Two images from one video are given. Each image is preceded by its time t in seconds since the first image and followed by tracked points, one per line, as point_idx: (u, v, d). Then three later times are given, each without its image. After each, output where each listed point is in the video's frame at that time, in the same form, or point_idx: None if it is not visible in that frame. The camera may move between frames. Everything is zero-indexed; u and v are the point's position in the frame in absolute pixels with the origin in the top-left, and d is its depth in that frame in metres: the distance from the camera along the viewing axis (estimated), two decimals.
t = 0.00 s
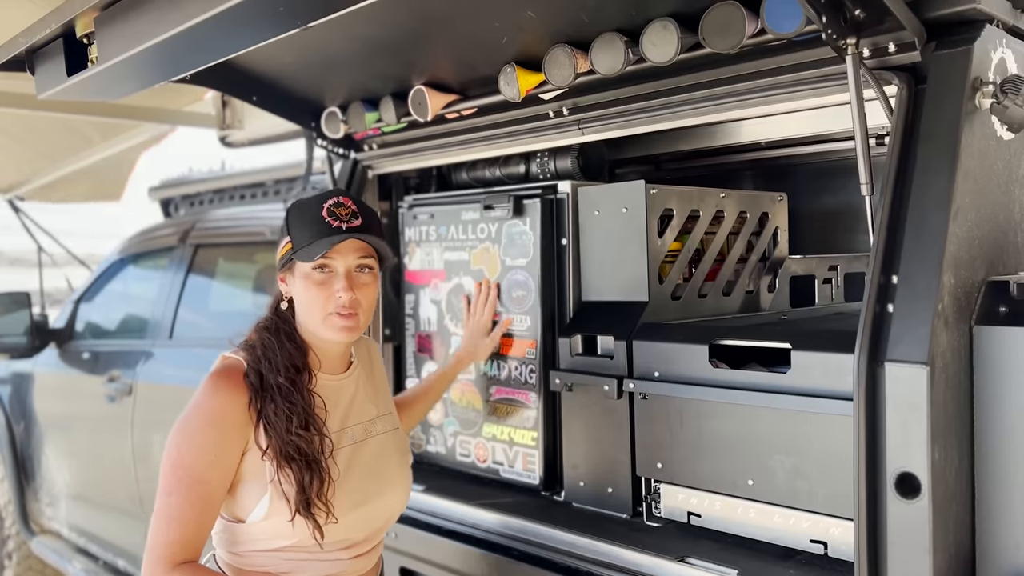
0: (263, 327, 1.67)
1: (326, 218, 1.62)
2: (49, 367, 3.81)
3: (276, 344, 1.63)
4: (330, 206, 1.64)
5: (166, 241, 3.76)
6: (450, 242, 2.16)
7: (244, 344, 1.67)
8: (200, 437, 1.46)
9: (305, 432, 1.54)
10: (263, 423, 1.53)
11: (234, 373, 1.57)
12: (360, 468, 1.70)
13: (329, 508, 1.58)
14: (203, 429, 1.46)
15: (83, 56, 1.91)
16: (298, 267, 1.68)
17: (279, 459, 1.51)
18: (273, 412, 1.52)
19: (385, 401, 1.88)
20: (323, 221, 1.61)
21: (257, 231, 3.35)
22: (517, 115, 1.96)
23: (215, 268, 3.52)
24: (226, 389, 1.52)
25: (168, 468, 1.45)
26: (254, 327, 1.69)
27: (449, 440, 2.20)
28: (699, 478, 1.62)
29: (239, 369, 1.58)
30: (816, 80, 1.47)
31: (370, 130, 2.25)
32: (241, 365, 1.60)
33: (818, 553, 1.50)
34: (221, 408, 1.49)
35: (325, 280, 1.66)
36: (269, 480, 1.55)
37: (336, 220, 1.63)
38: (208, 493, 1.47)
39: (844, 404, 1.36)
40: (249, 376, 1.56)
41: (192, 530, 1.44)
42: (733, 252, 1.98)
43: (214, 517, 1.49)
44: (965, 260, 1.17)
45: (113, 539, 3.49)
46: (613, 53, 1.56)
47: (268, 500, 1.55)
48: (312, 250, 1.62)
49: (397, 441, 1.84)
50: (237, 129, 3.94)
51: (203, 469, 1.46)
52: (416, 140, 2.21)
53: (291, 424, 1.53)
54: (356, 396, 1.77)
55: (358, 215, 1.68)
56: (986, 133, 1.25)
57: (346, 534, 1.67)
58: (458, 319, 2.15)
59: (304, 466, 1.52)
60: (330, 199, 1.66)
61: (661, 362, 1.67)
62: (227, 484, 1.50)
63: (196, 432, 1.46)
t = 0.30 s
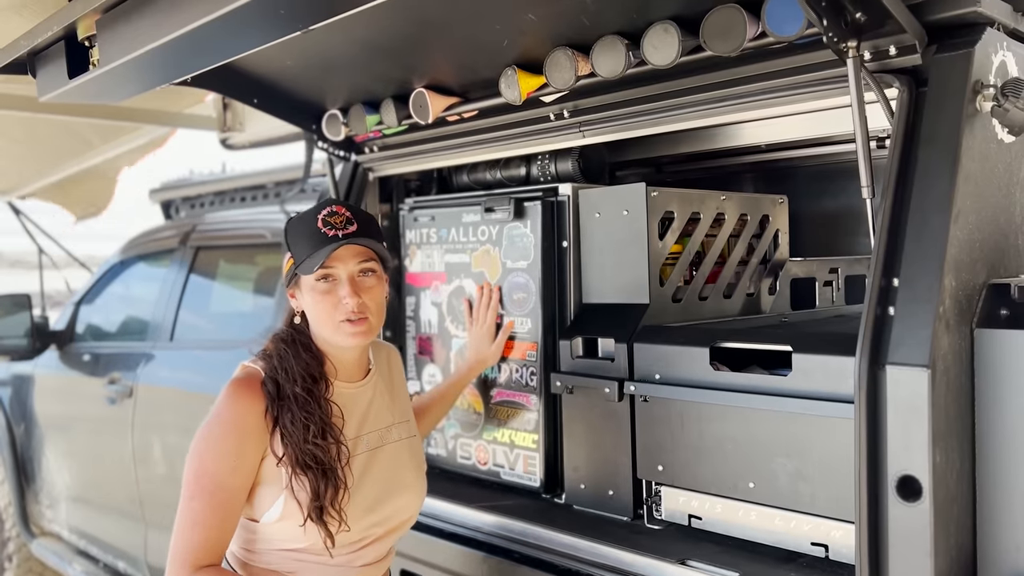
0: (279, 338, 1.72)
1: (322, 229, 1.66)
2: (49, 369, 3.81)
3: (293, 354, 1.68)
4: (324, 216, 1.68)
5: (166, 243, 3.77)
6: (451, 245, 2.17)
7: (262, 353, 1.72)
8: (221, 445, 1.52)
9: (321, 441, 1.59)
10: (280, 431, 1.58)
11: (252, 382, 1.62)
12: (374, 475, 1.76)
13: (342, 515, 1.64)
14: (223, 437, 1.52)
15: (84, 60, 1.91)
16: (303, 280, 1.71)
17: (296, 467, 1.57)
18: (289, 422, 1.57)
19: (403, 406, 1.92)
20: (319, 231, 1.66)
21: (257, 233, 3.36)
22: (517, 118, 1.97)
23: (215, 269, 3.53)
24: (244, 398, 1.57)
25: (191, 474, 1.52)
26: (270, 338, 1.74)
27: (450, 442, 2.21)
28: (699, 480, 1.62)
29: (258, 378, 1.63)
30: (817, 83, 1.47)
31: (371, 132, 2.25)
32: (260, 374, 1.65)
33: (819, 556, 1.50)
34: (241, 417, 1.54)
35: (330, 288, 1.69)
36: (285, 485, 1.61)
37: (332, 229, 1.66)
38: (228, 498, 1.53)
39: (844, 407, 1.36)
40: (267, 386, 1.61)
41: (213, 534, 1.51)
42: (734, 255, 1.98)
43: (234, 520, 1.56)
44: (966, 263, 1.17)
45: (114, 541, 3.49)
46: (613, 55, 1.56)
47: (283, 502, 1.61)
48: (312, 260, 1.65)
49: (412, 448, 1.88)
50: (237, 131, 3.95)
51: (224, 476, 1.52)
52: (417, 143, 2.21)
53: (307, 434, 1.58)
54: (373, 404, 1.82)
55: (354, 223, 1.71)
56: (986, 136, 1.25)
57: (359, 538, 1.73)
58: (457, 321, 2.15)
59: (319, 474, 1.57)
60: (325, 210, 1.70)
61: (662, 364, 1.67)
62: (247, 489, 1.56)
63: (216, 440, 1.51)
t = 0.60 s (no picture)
0: (290, 339, 1.74)
1: (330, 232, 1.68)
2: (49, 372, 3.81)
3: (302, 355, 1.69)
4: (334, 219, 1.70)
5: (166, 245, 3.77)
6: (452, 247, 2.17)
7: (273, 354, 1.73)
8: (232, 443, 1.53)
9: (329, 442, 1.60)
10: (289, 430, 1.59)
11: (263, 381, 1.63)
12: (382, 475, 1.77)
13: (350, 515, 1.65)
14: (234, 435, 1.53)
15: (86, 63, 1.92)
16: (312, 282, 1.73)
17: (304, 467, 1.57)
18: (299, 422, 1.59)
19: (410, 408, 1.93)
20: (328, 235, 1.68)
21: (258, 236, 3.36)
22: (518, 121, 1.97)
23: (216, 271, 3.53)
24: (255, 396, 1.59)
25: (202, 471, 1.52)
26: (281, 339, 1.76)
27: (451, 444, 2.20)
28: (700, 483, 1.62)
29: (268, 378, 1.65)
30: (818, 86, 1.47)
31: (372, 135, 2.25)
32: (271, 374, 1.66)
33: (820, 559, 1.49)
34: (251, 415, 1.56)
35: (339, 289, 1.71)
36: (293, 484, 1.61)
37: (340, 233, 1.69)
38: (239, 496, 1.54)
39: (845, 409, 1.36)
40: (276, 386, 1.62)
41: (223, 530, 1.51)
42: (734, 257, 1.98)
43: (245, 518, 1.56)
44: (967, 266, 1.17)
45: (114, 543, 3.49)
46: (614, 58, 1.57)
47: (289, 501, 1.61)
48: (321, 262, 1.67)
49: (420, 450, 1.88)
50: (238, 134, 3.95)
51: (234, 473, 1.53)
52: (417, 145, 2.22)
53: (316, 434, 1.59)
54: (382, 405, 1.83)
55: (363, 225, 1.73)
56: (987, 138, 1.25)
57: (366, 539, 1.73)
58: (458, 323, 2.15)
59: (328, 475, 1.59)
60: (332, 214, 1.72)
61: (663, 367, 1.67)
62: (256, 487, 1.57)
63: (227, 438, 1.53)
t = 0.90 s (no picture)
0: (293, 337, 1.76)
1: (340, 226, 1.71)
2: (50, 373, 3.81)
3: (306, 352, 1.71)
4: (344, 216, 1.73)
5: (167, 247, 3.78)
6: (452, 248, 2.17)
7: (275, 352, 1.75)
8: (237, 438, 1.55)
9: (331, 438, 1.62)
10: (291, 427, 1.62)
11: (266, 379, 1.65)
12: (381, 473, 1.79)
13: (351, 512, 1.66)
14: (239, 430, 1.55)
15: (88, 65, 1.93)
16: (319, 276, 1.75)
17: (306, 464, 1.60)
18: (300, 418, 1.61)
19: (411, 407, 1.95)
20: (337, 228, 1.71)
21: (259, 237, 3.38)
22: (518, 123, 1.98)
23: (217, 273, 3.54)
24: (259, 392, 1.61)
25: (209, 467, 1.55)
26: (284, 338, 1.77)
27: (451, 446, 2.20)
28: (700, 484, 1.62)
29: (271, 376, 1.67)
30: (818, 88, 1.47)
31: (372, 137, 2.25)
32: (273, 371, 1.69)
33: (820, 560, 1.49)
34: (254, 411, 1.58)
35: (345, 283, 1.73)
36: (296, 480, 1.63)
37: (350, 227, 1.71)
38: (249, 490, 1.56)
39: (845, 411, 1.36)
40: (279, 382, 1.65)
41: (231, 525, 1.53)
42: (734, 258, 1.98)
43: (256, 514, 1.58)
44: (967, 267, 1.17)
45: (114, 545, 3.49)
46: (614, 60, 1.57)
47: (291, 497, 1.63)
48: (328, 254, 1.70)
49: (421, 448, 1.90)
50: (239, 136, 3.96)
51: (241, 469, 1.55)
52: (418, 147, 2.22)
53: (317, 431, 1.61)
54: (383, 405, 1.85)
55: (372, 222, 1.76)
56: (987, 140, 1.25)
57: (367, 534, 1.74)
58: (458, 325, 2.15)
59: (329, 470, 1.62)
60: (343, 210, 1.75)
61: (663, 368, 1.68)
62: (263, 484, 1.59)
63: (232, 434, 1.55)
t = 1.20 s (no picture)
0: (289, 338, 1.77)
1: (348, 227, 1.72)
2: (51, 374, 3.82)
3: (300, 352, 1.72)
4: (352, 216, 1.74)
5: (168, 249, 3.79)
6: (452, 250, 2.17)
7: (270, 352, 1.76)
8: (230, 431, 1.57)
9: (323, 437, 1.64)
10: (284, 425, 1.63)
11: (259, 376, 1.67)
12: (375, 473, 1.79)
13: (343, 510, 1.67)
14: (232, 423, 1.57)
15: (89, 67, 1.93)
16: (323, 272, 1.76)
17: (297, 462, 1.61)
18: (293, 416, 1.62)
19: (406, 406, 1.95)
20: (345, 228, 1.72)
21: (260, 239, 3.39)
22: (518, 125, 1.98)
23: (217, 275, 3.54)
24: (252, 388, 1.64)
25: (205, 459, 1.57)
26: (280, 338, 1.79)
27: (451, 447, 2.21)
28: (699, 486, 1.62)
29: (265, 374, 1.69)
30: (816, 90, 1.48)
31: (373, 139, 2.27)
32: (267, 371, 1.70)
33: (820, 562, 1.49)
34: (247, 405, 1.60)
35: (348, 282, 1.74)
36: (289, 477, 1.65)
37: (357, 227, 1.72)
38: (243, 483, 1.57)
39: (844, 413, 1.36)
40: (273, 381, 1.66)
41: (225, 516, 1.54)
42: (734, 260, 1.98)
43: (251, 509, 1.58)
44: (965, 269, 1.17)
45: (114, 546, 3.50)
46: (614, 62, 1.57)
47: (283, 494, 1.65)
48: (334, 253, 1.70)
49: (415, 447, 1.90)
50: (240, 137, 3.96)
51: (234, 462, 1.56)
52: (417, 150, 2.22)
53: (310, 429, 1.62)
54: (378, 405, 1.85)
55: (377, 224, 1.77)
56: (985, 142, 1.25)
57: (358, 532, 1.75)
58: (459, 327, 2.15)
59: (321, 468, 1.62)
60: (352, 211, 1.76)
61: (662, 370, 1.68)
62: (257, 478, 1.60)
63: (225, 427, 1.57)
